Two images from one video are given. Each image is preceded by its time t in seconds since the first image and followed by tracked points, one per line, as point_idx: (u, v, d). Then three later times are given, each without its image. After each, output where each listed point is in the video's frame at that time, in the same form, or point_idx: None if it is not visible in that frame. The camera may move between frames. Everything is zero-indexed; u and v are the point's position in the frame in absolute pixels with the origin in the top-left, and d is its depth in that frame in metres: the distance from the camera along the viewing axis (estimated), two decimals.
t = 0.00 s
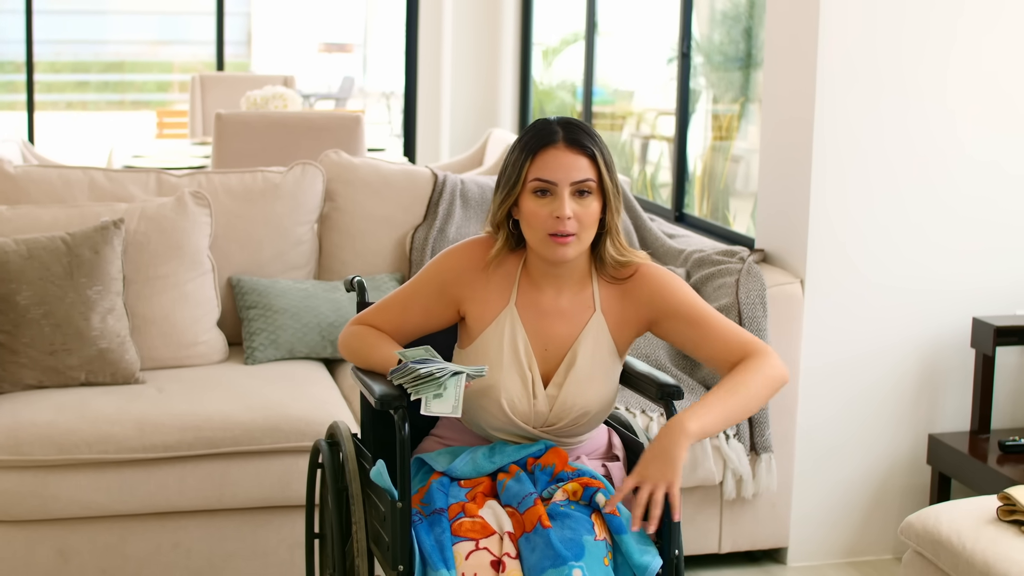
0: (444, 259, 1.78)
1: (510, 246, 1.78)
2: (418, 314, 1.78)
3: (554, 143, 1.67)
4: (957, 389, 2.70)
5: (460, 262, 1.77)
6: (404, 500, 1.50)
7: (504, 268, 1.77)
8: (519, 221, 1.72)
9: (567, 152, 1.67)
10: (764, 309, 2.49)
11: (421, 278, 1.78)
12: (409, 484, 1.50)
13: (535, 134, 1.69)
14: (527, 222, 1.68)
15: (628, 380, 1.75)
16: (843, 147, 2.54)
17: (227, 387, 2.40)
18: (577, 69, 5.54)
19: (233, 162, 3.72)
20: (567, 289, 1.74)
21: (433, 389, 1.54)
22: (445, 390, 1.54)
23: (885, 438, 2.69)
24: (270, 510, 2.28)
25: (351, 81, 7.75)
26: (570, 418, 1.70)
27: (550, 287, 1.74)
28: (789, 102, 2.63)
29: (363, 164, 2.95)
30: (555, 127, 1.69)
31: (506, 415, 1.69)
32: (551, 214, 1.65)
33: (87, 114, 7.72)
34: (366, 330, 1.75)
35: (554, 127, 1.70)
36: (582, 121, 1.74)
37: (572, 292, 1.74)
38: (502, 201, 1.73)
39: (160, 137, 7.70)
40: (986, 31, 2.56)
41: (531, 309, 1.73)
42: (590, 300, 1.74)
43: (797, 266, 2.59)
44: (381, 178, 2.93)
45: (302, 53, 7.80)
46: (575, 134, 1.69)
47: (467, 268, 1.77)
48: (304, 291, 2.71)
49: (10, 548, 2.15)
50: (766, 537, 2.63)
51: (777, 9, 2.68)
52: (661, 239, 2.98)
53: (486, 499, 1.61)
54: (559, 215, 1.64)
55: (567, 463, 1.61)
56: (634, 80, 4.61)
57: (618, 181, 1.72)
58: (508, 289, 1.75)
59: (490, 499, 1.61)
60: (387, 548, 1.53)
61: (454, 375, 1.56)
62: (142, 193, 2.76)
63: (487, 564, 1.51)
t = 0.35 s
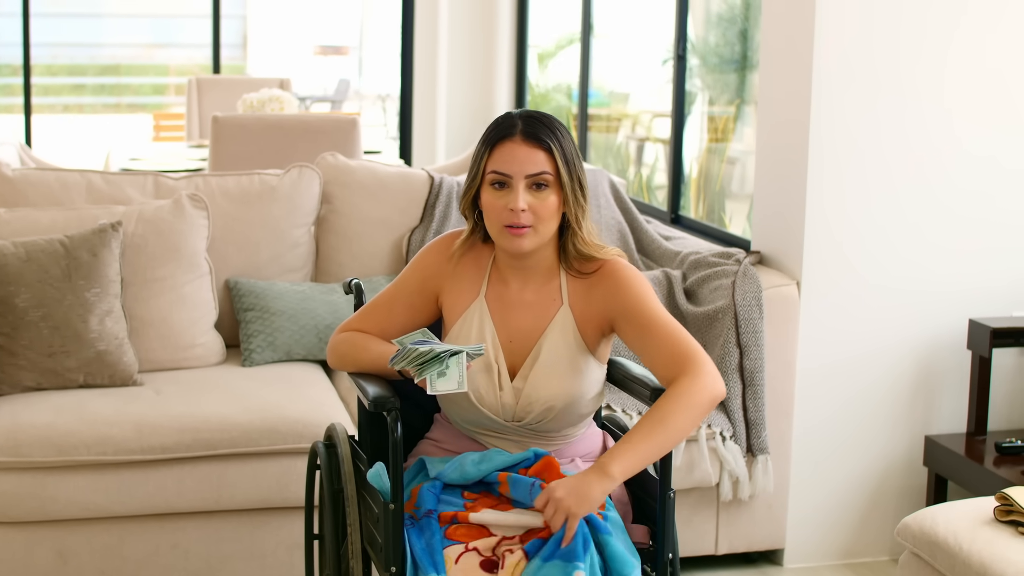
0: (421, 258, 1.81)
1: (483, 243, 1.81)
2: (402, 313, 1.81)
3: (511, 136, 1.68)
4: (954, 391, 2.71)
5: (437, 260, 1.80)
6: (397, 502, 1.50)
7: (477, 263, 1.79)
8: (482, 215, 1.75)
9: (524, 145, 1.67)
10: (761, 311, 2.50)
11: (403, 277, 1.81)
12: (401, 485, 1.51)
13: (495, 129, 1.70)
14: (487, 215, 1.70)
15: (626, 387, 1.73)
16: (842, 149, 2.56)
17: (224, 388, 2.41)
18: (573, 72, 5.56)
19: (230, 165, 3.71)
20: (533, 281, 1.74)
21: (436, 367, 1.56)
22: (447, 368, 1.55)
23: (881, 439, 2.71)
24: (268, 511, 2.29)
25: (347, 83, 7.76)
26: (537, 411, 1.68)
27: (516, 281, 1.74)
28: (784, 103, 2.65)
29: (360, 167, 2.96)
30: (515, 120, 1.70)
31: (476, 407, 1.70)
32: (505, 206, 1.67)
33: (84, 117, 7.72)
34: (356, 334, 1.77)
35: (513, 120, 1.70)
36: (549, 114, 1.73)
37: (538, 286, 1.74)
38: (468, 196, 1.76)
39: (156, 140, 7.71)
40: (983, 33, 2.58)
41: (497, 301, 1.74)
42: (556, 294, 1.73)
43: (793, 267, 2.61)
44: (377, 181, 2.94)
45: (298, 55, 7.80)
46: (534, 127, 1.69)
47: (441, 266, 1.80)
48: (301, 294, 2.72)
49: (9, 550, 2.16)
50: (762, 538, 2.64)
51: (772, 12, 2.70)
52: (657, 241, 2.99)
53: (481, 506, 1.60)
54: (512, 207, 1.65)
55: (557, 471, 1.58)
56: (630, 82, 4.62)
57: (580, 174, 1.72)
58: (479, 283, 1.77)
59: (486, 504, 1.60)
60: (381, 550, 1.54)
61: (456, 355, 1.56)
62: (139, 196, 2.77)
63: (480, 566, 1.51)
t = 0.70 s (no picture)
0: (410, 260, 1.80)
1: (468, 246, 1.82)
2: (395, 313, 1.80)
3: (486, 136, 1.70)
4: (951, 389, 2.72)
5: (428, 261, 1.80)
6: (396, 500, 1.53)
7: (468, 265, 1.79)
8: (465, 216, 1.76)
9: (499, 145, 1.69)
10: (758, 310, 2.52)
11: (394, 278, 1.81)
12: (400, 484, 1.53)
13: (471, 130, 1.72)
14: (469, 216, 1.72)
15: (626, 386, 1.74)
16: (841, 148, 2.57)
17: (223, 387, 2.42)
18: (571, 72, 5.57)
19: (229, 165, 3.72)
20: (526, 281, 1.76)
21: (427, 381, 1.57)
22: (438, 380, 1.57)
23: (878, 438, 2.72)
24: (268, 510, 2.30)
25: (345, 83, 7.78)
26: (543, 407, 1.68)
27: (508, 280, 1.75)
28: (782, 102, 2.66)
29: (359, 167, 2.97)
30: (491, 121, 1.72)
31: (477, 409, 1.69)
32: (485, 206, 1.68)
33: (82, 117, 7.72)
34: (350, 335, 1.77)
35: (488, 122, 1.73)
36: (525, 114, 1.75)
37: (530, 284, 1.76)
38: (449, 198, 1.78)
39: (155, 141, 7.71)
40: (980, 33, 2.59)
41: (492, 303, 1.74)
42: (550, 290, 1.76)
43: (791, 266, 2.62)
44: (376, 181, 2.94)
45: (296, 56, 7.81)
46: (509, 126, 1.71)
47: (432, 267, 1.79)
48: (300, 293, 2.73)
49: (10, 548, 2.16)
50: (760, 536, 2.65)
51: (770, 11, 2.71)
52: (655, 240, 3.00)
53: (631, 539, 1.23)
54: (491, 207, 1.66)
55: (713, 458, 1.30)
56: (628, 82, 4.63)
57: (558, 171, 1.73)
58: (471, 283, 1.77)
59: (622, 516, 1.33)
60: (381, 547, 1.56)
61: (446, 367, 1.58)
62: (139, 195, 2.78)
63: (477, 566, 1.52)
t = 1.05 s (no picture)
0: (407, 260, 1.80)
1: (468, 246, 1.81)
2: (388, 309, 1.79)
3: (484, 140, 1.71)
4: (953, 387, 2.73)
5: (425, 261, 1.79)
6: (401, 498, 1.54)
7: (469, 264, 1.79)
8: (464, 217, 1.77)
9: (496, 148, 1.70)
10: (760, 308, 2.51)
11: (389, 275, 1.79)
12: (402, 482, 1.55)
13: (468, 134, 1.73)
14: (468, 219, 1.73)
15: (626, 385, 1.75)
16: (843, 147, 2.57)
17: (227, 386, 2.43)
18: (573, 71, 5.57)
19: (233, 165, 3.74)
20: (528, 281, 1.76)
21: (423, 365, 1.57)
22: (434, 369, 1.57)
23: (880, 436, 2.72)
24: (271, 508, 2.31)
25: (348, 84, 7.79)
26: (547, 403, 1.69)
27: (510, 280, 1.76)
28: (784, 102, 2.66)
29: (362, 166, 2.98)
30: (487, 123, 1.73)
31: (481, 409, 1.70)
32: (483, 209, 1.69)
33: (86, 117, 7.74)
34: (337, 326, 1.76)
35: (486, 124, 1.74)
36: (522, 115, 1.76)
37: (533, 283, 1.76)
38: (448, 198, 1.79)
39: (158, 141, 7.72)
40: (982, 31, 2.59)
41: (493, 303, 1.74)
42: (553, 289, 1.76)
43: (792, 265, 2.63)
44: (379, 181, 2.95)
45: (299, 56, 7.83)
46: (506, 129, 1.72)
47: (429, 267, 1.78)
48: (303, 292, 2.74)
49: (15, 545, 2.18)
50: (762, 535, 2.66)
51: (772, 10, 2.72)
52: (657, 239, 3.01)
53: None
54: (490, 209, 1.67)
55: None
56: (631, 81, 4.64)
57: (556, 172, 1.74)
58: (471, 283, 1.77)
59: None
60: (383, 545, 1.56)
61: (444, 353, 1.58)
62: (143, 195, 2.79)
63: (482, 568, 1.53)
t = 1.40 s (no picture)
0: (422, 261, 1.78)
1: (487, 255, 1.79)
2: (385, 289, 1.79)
3: (509, 152, 1.70)
4: (956, 388, 2.73)
5: (439, 267, 1.78)
6: (407, 495, 1.55)
7: (483, 275, 1.77)
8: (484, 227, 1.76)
9: (521, 161, 1.69)
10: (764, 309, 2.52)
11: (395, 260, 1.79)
12: (410, 478, 1.55)
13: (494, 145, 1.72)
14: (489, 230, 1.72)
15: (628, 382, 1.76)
16: (847, 149, 2.58)
17: (234, 385, 2.45)
18: (579, 73, 5.59)
19: (241, 166, 3.76)
20: (543, 301, 1.75)
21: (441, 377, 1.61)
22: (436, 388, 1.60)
23: (883, 437, 2.73)
24: (278, 506, 2.33)
25: (355, 85, 7.78)
26: (555, 422, 1.69)
27: (525, 297, 1.74)
28: (789, 104, 2.67)
29: (369, 167, 2.99)
30: (513, 137, 1.72)
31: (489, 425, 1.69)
32: (505, 222, 1.68)
33: (94, 119, 7.78)
34: (334, 298, 1.77)
35: (510, 139, 1.73)
36: (547, 132, 1.76)
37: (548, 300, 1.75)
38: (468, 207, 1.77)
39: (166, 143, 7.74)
40: (986, 35, 2.60)
41: (507, 320, 1.73)
42: (567, 309, 1.75)
43: (796, 266, 2.63)
44: (386, 182, 2.96)
45: (306, 58, 7.80)
46: (533, 143, 1.71)
47: (444, 276, 1.78)
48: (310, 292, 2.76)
49: (24, 542, 2.20)
50: (766, 534, 2.67)
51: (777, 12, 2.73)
52: (662, 240, 3.02)
53: None
54: (512, 222, 1.66)
55: None
56: (637, 83, 4.65)
57: (580, 188, 1.73)
58: (485, 296, 1.76)
59: None
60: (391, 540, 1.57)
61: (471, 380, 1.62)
62: (151, 196, 2.81)
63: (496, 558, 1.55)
